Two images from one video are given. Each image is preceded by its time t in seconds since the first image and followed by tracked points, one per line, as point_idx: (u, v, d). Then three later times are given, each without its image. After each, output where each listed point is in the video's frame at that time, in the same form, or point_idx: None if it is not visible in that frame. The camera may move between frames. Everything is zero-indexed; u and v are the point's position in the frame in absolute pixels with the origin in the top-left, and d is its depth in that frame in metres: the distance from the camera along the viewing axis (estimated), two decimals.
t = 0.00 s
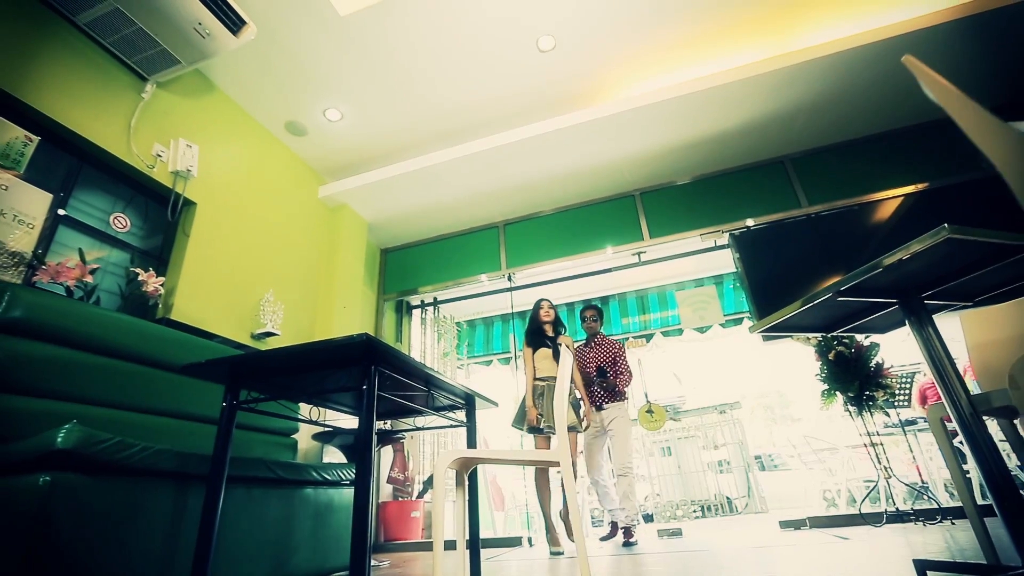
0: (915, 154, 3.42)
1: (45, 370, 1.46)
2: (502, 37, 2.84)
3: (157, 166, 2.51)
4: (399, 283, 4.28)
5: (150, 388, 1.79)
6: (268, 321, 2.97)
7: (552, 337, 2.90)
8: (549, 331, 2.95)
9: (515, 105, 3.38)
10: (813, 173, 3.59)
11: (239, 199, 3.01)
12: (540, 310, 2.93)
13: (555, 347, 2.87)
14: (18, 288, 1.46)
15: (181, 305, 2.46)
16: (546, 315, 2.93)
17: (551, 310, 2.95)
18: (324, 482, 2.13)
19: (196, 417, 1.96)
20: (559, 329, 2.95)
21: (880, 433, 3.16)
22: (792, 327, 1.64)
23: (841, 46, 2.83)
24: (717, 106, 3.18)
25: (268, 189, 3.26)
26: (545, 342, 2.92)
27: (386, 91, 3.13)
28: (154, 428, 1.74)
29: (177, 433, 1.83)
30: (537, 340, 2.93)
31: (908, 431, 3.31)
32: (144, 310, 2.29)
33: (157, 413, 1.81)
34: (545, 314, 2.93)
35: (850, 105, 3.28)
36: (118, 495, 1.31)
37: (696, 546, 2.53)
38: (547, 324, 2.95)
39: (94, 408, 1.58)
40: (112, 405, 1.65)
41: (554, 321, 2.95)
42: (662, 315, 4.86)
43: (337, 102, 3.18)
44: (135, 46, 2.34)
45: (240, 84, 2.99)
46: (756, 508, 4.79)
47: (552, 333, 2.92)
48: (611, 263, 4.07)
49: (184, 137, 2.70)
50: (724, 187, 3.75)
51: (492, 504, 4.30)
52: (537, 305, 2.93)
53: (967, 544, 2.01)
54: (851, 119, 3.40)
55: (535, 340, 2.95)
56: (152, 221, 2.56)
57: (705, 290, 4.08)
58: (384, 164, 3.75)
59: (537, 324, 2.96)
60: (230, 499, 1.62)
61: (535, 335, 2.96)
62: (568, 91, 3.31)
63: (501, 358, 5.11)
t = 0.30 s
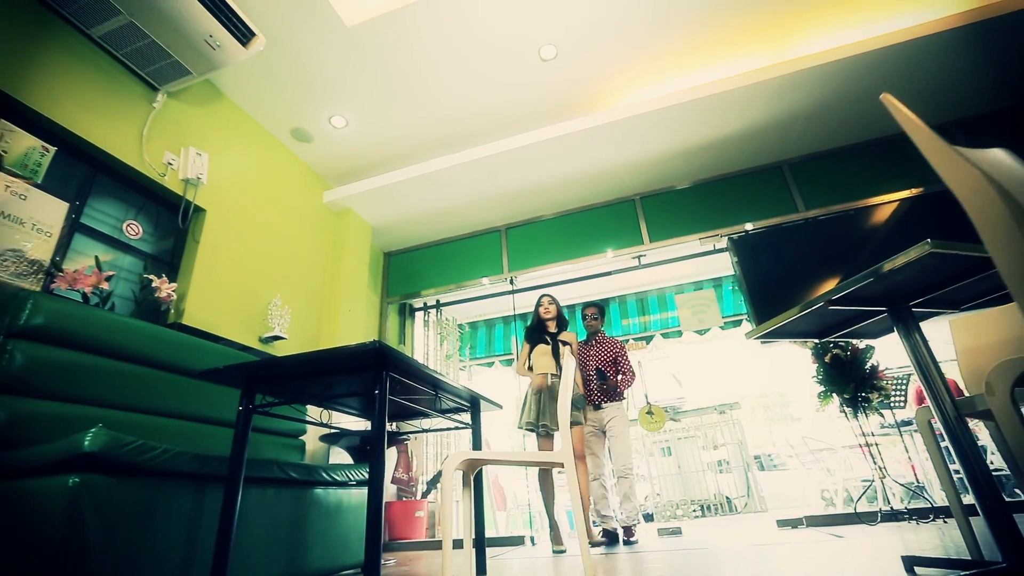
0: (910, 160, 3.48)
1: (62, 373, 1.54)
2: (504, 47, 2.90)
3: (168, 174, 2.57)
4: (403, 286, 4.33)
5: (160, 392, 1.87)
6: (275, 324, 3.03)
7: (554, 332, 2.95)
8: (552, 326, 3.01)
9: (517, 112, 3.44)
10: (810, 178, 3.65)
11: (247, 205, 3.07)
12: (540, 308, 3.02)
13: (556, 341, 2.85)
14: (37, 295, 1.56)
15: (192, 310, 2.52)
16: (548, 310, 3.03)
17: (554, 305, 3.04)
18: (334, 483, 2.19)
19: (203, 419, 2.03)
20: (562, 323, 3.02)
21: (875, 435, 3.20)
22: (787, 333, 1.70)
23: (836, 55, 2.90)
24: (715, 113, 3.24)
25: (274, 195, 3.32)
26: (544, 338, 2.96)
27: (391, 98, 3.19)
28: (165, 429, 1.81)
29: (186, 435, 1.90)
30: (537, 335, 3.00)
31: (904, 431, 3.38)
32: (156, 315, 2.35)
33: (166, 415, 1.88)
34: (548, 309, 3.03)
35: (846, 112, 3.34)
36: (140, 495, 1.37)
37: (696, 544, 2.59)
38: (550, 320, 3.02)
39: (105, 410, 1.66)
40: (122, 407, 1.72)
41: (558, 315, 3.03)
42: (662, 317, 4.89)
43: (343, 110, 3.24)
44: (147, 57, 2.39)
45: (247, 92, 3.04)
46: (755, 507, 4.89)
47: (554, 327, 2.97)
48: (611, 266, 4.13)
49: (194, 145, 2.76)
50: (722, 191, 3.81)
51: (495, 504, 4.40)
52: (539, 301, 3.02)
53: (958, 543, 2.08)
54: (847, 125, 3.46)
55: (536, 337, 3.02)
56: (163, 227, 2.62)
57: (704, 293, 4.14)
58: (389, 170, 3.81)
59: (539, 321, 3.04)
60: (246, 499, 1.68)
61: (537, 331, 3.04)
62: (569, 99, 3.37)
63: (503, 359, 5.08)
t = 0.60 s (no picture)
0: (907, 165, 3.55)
1: (86, 378, 1.61)
2: (507, 57, 2.97)
3: (181, 182, 2.64)
4: (407, 288, 4.40)
5: (179, 395, 1.93)
6: (284, 328, 3.10)
7: (562, 327, 2.98)
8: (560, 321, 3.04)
9: (520, 119, 3.51)
10: (808, 183, 3.72)
11: (256, 212, 3.14)
12: (547, 303, 3.04)
13: (562, 336, 2.83)
14: (62, 303, 1.64)
15: (205, 314, 2.59)
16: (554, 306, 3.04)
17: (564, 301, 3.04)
18: (345, 483, 2.26)
19: (220, 421, 2.10)
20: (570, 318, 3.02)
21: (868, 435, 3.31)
22: (782, 339, 1.77)
23: (833, 65, 2.96)
24: (714, 120, 3.31)
25: (282, 200, 3.39)
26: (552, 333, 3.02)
27: (396, 106, 3.25)
28: (184, 431, 1.88)
29: (203, 437, 1.97)
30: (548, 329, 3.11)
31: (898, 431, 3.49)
32: (170, 319, 2.42)
33: (185, 418, 1.95)
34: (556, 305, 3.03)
35: (843, 119, 3.41)
36: (165, 494, 1.44)
37: (694, 542, 2.67)
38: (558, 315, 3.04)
39: (126, 412, 1.73)
40: (142, 409, 1.79)
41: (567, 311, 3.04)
42: (662, 318, 4.95)
43: (349, 117, 3.30)
44: (162, 69, 2.46)
45: (257, 101, 3.11)
46: (754, 506, 4.97)
47: (561, 323, 3.00)
48: (612, 269, 4.20)
49: (205, 153, 2.83)
50: (721, 196, 3.88)
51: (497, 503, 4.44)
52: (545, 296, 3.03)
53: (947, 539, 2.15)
54: (845, 132, 3.53)
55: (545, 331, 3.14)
56: (175, 234, 2.68)
57: (704, 296, 4.21)
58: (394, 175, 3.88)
59: (548, 316, 3.09)
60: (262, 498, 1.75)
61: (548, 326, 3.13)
62: (570, 106, 3.43)
63: (504, 361, 5.13)
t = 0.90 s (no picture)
0: (904, 171, 3.61)
1: (109, 381, 1.68)
2: (512, 66, 3.04)
3: (194, 189, 2.70)
4: (411, 290, 4.47)
5: (196, 397, 2.00)
6: (293, 330, 3.17)
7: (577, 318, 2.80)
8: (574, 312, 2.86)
9: (523, 125, 3.57)
10: (806, 189, 3.78)
11: (265, 216, 3.20)
12: (563, 291, 2.86)
13: (580, 326, 2.70)
14: (84, 309, 1.70)
15: (217, 318, 2.65)
16: (570, 294, 2.87)
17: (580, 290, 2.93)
18: (354, 483, 2.33)
19: (235, 422, 2.17)
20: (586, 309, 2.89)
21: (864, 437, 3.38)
22: (779, 345, 1.83)
23: (830, 74, 3.02)
24: (714, 127, 3.37)
25: (290, 204, 3.45)
26: (565, 325, 2.79)
27: (402, 113, 3.32)
28: (200, 431, 1.94)
29: (218, 438, 2.03)
30: (560, 321, 2.82)
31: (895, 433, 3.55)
32: (184, 323, 2.49)
33: (202, 419, 2.01)
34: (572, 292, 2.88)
35: (841, 126, 3.46)
36: (188, 493, 1.50)
37: (694, 540, 2.73)
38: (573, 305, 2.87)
39: (146, 414, 1.80)
40: (161, 411, 1.86)
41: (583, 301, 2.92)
42: (662, 320, 5.13)
43: (356, 124, 3.37)
44: (177, 79, 2.53)
45: (266, 109, 3.18)
46: (753, 506, 5.02)
47: (576, 314, 2.83)
48: (613, 272, 4.26)
49: (216, 160, 2.90)
50: (721, 200, 3.94)
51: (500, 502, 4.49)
52: (561, 283, 2.88)
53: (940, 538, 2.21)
54: (843, 138, 3.59)
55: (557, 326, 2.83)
56: (188, 239, 2.75)
57: (704, 299, 4.27)
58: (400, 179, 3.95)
59: (562, 305, 2.88)
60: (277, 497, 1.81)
61: (559, 318, 2.87)
62: (573, 113, 3.50)
63: (508, 361, 5.27)
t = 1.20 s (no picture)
0: (900, 176, 3.66)
1: (126, 385, 1.73)
2: (514, 73, 3.10)
3: (203, 195, 2.76)
4: (414, 293, 4.52)
5: (209, 400, 2.06)
6: (300, 333, 3.22)
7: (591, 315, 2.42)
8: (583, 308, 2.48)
9: (526, 131, 3.63)
10: (804, 193, 3.84)
11: (272, 221, 3.26)
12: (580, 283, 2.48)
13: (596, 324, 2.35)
14: (101, 314, 1.75)
15: (226, 321, 2.71)
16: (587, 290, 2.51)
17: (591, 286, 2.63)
18: (361, 482, 2.39)
19: (246, 424, 2.22)
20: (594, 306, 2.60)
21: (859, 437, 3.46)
22: (776, 348, 1.89)
23: (827, 81, 3.08)
24: (713, 133, 3.42)
25: (295, 208, 3.51)
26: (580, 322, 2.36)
27: (407, 119, 3.37)
28: (213, 432, 2.01)
29: (230, 439, 2.09)
30: (576, 317, 2.37)
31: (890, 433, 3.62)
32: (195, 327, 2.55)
33: (214, 421, 2.07)
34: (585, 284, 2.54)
35: (839, 131, 3.52)
36: (206, 492, 1.56)
37: (693, 538, 2.80)
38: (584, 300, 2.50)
39: (163, 416, 1.85)
40: (176, 413, 1.91)
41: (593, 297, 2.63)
42: (662, 320, 5.05)
43: (361, 129, 3.42)
44: (188, 88, 2.59)
45: (273, 115, 3.24)
46: (752, 505, 5.06)
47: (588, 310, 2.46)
48: (614, 274, 4.32)
49: (224, 166, 2.95)
50: (720, 204, 4.00)
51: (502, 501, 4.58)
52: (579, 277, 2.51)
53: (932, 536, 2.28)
54: (841, 144, 3.64)
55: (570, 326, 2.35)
56: (197, 243, 2.80)
57: (703, 301, 4.33)
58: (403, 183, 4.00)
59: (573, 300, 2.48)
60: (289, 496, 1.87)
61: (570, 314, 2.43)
62: (574, 119, 3.56)
63: (509, 362, 5.20)
